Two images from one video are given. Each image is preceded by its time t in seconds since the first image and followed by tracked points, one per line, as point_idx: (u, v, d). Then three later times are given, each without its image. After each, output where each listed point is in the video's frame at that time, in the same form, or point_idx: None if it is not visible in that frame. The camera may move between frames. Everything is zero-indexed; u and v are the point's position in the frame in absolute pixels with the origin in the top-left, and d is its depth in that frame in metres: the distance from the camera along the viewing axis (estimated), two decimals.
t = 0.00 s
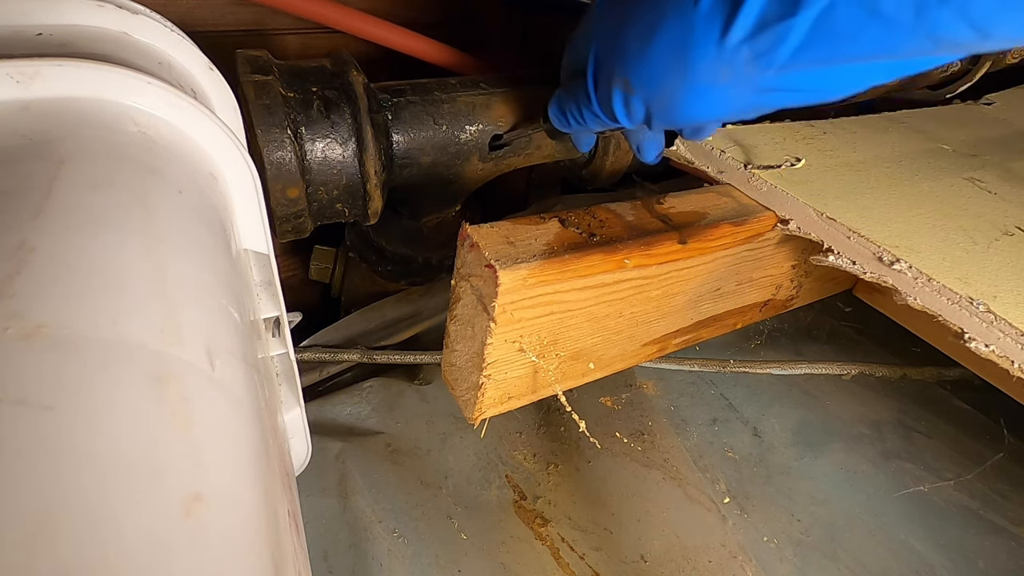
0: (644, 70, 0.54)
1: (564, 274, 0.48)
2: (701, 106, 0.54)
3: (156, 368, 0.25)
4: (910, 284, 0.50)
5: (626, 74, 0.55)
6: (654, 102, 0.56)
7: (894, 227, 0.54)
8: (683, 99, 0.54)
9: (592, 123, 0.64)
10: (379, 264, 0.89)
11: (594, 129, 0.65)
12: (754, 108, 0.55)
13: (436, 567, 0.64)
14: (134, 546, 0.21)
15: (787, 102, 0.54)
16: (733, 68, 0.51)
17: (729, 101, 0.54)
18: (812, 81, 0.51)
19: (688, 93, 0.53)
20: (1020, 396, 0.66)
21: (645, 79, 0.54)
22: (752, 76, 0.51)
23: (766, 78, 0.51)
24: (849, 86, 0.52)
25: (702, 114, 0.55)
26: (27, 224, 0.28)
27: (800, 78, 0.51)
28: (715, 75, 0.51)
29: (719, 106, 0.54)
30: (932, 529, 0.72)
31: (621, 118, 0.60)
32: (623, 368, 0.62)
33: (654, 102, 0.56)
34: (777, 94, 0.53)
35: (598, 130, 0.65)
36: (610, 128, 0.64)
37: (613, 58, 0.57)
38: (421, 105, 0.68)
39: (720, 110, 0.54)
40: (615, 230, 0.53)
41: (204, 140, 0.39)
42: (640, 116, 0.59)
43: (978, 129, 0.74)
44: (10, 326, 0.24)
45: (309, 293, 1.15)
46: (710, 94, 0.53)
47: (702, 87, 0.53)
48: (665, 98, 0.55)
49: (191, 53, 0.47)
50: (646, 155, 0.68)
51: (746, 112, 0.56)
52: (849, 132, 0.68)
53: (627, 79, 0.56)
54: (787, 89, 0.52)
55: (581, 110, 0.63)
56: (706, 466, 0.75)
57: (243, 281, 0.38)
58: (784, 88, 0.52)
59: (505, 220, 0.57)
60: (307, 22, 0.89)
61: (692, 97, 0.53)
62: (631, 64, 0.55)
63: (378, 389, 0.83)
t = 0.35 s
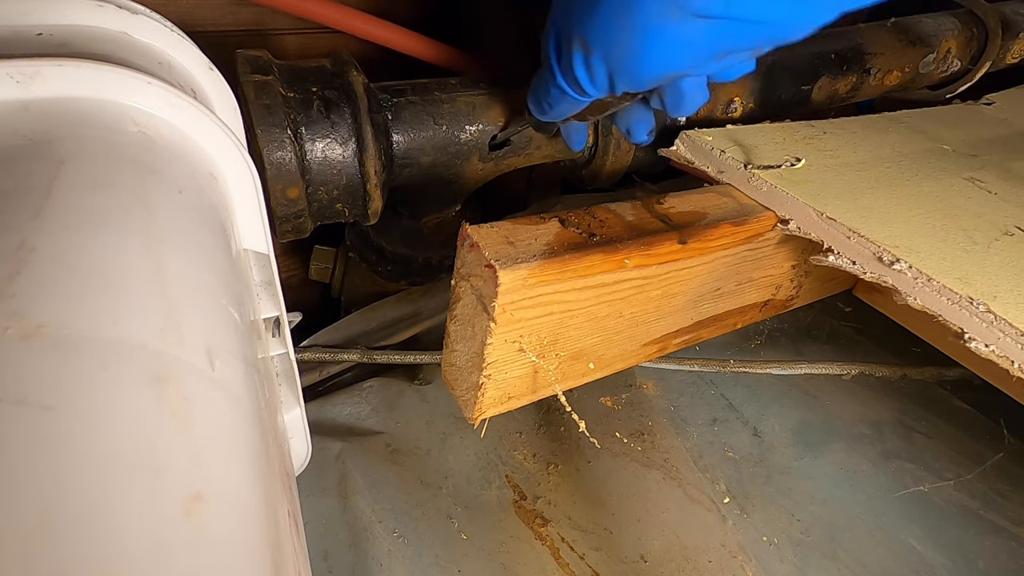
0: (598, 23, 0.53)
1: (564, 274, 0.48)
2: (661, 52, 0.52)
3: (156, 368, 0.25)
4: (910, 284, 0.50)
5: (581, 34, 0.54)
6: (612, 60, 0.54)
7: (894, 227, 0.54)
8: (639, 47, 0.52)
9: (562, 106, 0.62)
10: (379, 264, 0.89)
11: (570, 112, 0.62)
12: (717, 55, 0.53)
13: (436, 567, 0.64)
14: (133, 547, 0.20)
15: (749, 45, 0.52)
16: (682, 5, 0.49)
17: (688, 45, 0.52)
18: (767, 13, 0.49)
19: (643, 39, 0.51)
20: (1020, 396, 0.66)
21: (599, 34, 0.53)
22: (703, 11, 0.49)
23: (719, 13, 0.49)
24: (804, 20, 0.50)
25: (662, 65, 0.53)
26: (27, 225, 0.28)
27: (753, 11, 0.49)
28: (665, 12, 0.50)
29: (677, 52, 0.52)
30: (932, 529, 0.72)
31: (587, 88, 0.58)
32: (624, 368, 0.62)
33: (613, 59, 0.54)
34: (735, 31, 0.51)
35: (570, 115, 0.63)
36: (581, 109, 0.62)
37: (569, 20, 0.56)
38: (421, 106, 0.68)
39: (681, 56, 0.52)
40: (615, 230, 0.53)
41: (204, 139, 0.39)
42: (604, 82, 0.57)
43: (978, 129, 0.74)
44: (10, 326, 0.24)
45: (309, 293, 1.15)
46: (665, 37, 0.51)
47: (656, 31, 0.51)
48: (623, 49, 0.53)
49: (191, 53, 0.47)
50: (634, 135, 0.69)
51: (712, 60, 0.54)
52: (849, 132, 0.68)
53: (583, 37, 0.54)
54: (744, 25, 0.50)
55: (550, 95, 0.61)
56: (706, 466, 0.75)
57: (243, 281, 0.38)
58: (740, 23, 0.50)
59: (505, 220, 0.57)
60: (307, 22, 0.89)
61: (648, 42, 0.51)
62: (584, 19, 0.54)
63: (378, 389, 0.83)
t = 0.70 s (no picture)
0: (715, 73, 0.49)
1: (564, 274, 0.48)
2: (773, 118, 0.51)
3: (156, 368, 0.25)
4: (910, 284, 0.51)
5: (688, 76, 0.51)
6: (717, 109, 0.52)
7: (894, 227, 0.54)
8: (753, 108, 0.50)
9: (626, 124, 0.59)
10: (378, 264, 0.89)
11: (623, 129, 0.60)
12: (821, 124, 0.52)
13: (436, 567, 0.64)
14: (134, 547, 0.20)
15: (854, 118, 0.52)
16: (819, 78, 0.47)
17: (805, 114, 0.50)
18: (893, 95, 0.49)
19: (763, 100, 0.49)
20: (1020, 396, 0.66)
21: (713, 84, 0.50)
22: (837, 89, 0.48)
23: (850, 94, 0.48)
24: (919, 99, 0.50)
25: (767, 126, 0.52)
26: (26, 224, 0.28)
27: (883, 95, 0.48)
28: (801, 83, 0.48)
29: (789, 119, 0.51)
30: (932, 529, 0.72)
31: (671, 124, 0.56)
32: (623, 368, 0.62)
33: (720, 109, 0.52)
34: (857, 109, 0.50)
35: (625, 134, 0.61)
36: (644, 130, 0.59)
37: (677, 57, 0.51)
38: (421, 106, 0.68)
39: (792, 123, 0.51)
40: (615, 230, 0.53)
41: (204, 139, 0.39)
42: (692, 123, 0.55)
43: (978, 129, 0.74)
44: (10, 326, 0.24)
45: (309, 293, 1.15)
46: (789, 104, 0.49)
47: (782, 95, 0.49)
48: (734, 104, 0.51)
49: (191, 53, 0.47)
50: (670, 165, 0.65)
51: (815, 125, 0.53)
52: (849, 132, 0.68)
53: (692, 81, 0.51)
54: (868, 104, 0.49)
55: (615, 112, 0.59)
56: (706, 466, 0.75)
57: (243, 280, 0.38)
58: (866, 105, 0.49)
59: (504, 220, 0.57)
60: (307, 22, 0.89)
61: (767, 103, 0.50)
62: (699, 65, 0.50)
63: (378, 388, 0.83)
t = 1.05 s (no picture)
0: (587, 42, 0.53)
1: (564, 274, 0.48)
2: (648, 72, 0.52)
3: (156, 368, 0.25)
4: (910, 284, 0.51)
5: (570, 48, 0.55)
6: (600, 75, 0.54)
7: (894, 227, 0.54)
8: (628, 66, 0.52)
9: (551, 112, 0.62)
10: (378, 264, 0.89)
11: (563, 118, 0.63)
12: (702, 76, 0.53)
13: (436, 567, 0.64)
14: (133, 546, 0.20)
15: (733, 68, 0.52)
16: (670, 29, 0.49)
17: (676, 66, 0.52)
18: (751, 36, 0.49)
19: (633, 60, 0.51)
20: (1020, 396, 0.66)
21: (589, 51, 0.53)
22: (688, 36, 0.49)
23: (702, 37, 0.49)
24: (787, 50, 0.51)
25: (648, 85, 0.53)
26: (27, 224, 0.28)
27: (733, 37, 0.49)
28: (653, 34, 0.49)
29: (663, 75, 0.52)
30: (932, 529, 0.72)
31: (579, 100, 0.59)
32: (623, 368, 0.62)
33: (603, 74, 0.54)
34: (723, 54, 0.51)
35: (561, 121, 0.64)
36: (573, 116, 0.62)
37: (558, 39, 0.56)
38: (421, 106, 0.68)
39: (668, 76, 0.53)
40: (615, 230, 0.53)
41: (204, 139, 0.39)
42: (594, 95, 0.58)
43: (979, 129, 0.74)
44: (10, 326, 0.24)
45: (309, 293, 1.15)
46: (654, 59, 0.51)
47: (645, 52, 0.51)
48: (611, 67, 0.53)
49: (191, 53, 0.47)
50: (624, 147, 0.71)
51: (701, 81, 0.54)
52: (849, 132, 0.68)
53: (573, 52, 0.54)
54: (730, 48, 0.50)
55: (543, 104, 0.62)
56: (706, 466, 0.75)
57: (243, 281, 0.38)
58: (727, 47, 0.50)
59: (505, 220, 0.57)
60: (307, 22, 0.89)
61: (641, 63, 0.51)
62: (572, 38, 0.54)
63: (378, 389, 0.83)
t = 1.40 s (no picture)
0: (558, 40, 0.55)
1: (563, 274, 0.48)
2: (618, 62, 0.54)
3: (156, 368, 0.25)
4: (910, 284, 0.50)
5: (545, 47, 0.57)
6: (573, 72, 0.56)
7: (894, 227, 0.54)
8: (598, 60, 0.54)
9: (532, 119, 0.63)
10: (378, 264, 0.89)
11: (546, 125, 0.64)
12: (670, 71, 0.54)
13: (436, 567, 0.64)
14: (133, 546, 0.20)
15: (698, 61, 0.54)
16: (632, 22, 0.51)
17: (643, 59, 0.53)
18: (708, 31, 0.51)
19: (600, 54, 0.53)
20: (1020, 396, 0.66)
21: (559, 49, 0.55)
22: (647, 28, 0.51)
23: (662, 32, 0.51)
24: (749, 36, 0.52)
25: (620, 80, 0.55)
26: (27, 225, 0.28)
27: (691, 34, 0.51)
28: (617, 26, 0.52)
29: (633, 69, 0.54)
30: (932, 529, 0.72)
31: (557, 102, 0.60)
32: (624, 368, 0.62)
33: (575, 71, 0.56)
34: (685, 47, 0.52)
35: (544, 127, 0.64)
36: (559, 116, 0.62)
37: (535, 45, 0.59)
38: (421, 106, 0.68)
39: (637, 69, 0.54)
40: (615, 230, 0.53)
41: (204, 139, 0.39)
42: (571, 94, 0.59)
43: (978, 129, 0.74)
44: (10, 326, 0.24)
45: (309, 294, 1.15)
46: (620, 52, 0.53)
47: (611, 45, 0.53)
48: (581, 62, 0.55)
49: (191, 53, 0.47)
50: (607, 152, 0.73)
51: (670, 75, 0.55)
52: (849, 132, 0.68)
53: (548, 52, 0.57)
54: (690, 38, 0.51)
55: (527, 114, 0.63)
56: (706, 466, 0.75)
57: (243, 281, 0.38)
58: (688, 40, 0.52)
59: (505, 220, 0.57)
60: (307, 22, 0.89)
61: (606, 56, 0.53)
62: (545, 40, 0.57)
63: (378, 389, 0.83)
